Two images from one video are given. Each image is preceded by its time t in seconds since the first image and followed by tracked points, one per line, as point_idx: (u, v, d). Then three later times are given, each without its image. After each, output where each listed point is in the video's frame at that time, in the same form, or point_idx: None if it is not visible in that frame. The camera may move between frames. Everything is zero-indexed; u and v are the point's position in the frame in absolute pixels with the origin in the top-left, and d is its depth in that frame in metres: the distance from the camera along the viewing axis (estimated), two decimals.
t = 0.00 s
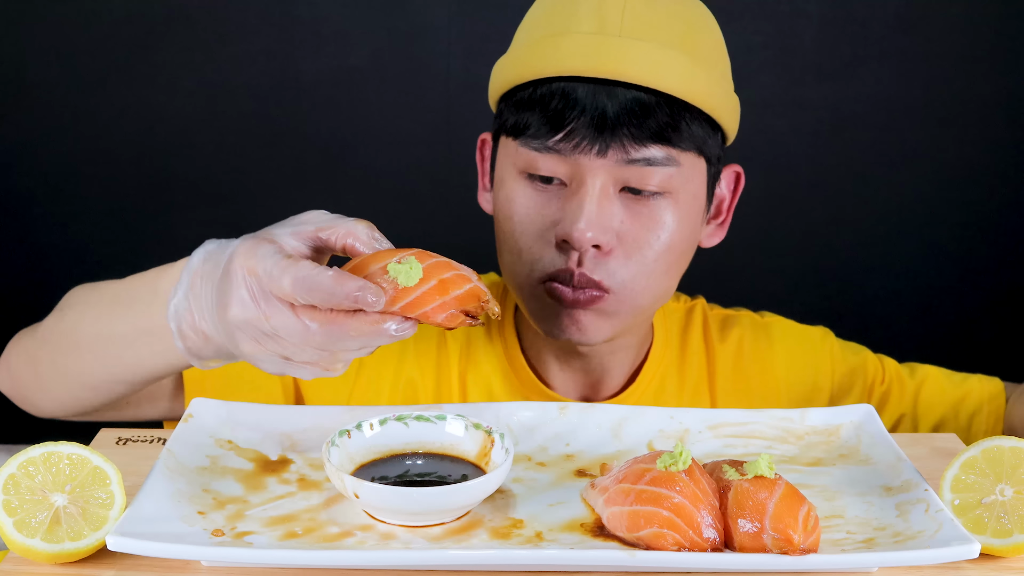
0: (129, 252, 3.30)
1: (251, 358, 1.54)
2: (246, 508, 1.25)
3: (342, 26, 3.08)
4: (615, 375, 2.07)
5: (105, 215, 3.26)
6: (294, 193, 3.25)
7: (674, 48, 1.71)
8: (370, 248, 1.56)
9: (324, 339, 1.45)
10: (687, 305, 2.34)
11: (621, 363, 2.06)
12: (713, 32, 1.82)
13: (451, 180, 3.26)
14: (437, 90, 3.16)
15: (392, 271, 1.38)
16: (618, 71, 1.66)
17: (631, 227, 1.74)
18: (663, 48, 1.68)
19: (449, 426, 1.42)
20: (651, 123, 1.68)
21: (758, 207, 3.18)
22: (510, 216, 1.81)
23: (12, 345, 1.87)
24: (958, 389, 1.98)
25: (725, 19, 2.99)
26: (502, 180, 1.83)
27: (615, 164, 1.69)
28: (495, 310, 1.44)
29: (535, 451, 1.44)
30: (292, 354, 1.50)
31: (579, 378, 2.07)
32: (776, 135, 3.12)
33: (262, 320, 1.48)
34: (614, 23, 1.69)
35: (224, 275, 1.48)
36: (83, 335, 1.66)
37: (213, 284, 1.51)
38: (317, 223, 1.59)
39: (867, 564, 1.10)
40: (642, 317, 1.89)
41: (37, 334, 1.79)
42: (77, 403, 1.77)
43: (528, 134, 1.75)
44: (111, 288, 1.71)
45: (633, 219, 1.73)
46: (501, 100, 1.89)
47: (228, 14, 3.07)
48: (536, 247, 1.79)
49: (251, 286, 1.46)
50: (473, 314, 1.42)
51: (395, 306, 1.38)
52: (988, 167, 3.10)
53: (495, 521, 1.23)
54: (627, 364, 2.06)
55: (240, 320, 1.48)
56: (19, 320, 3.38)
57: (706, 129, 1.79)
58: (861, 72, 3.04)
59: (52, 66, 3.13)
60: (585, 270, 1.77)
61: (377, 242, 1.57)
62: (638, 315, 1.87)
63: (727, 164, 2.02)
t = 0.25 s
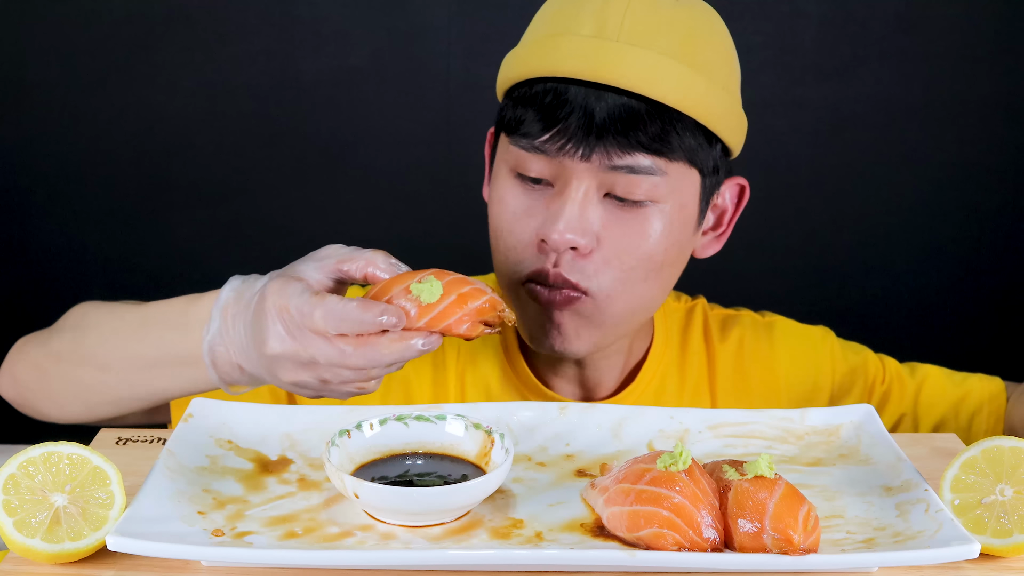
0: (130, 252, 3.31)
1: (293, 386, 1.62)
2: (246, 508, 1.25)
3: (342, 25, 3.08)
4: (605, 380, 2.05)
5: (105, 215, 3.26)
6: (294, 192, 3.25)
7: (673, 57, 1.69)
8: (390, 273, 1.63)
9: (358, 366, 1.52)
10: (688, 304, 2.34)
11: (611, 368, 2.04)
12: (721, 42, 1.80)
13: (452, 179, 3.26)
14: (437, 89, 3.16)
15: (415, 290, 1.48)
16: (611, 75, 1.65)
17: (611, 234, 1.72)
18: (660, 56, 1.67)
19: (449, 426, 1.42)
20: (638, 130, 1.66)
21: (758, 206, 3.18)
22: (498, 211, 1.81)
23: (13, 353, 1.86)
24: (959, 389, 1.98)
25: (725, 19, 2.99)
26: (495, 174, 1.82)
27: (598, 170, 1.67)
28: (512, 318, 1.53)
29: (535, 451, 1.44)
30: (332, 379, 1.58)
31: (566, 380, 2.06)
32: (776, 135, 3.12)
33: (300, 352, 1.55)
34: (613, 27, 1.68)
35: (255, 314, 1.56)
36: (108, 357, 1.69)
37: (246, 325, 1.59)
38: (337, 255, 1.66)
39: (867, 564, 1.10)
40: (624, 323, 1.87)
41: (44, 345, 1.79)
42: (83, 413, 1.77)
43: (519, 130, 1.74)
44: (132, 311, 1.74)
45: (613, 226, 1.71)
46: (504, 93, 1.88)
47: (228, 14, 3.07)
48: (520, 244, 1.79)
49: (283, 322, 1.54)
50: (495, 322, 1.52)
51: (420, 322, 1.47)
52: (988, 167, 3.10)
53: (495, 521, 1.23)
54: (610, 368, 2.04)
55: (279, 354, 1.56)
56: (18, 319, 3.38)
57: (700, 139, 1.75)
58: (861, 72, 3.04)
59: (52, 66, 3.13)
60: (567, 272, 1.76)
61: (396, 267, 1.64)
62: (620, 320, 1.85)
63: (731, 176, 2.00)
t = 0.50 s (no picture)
0: (129, 252, 3.31)
1: (310, 384, 1.64)
2: (246, 508, 1.25)
3: (342, 25, 3.08)
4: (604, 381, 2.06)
5: (105, 215, 3.26)
6: (294, 192, 3.25)
7: (668, 53, 1.69)
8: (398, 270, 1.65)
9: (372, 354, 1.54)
10: (688, 304, 2.33)
11: (613, 367, 2.05)
12: (722, 43, 1.80)
13: (451, 179, 3.26)
14: (437, 89, 3.16)
15: (423, 274, 1.50)
16: (603, 68, 1.65)
17: (597, 226, 1.70)
18: (654, 50, 1.67)
19: (449, 426, 1.41)
20: (627, 123, 1.65)
21: (758, 206, 3.18)
22: (490, 199, 1.80)
23: (17, 361, 1.89)
24: (959, 388, 1.98)
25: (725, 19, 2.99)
26: (493, 164, 1.82)
27: (588, 161, 1.66)
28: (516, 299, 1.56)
29: (535, 450, 1.44)
30: (347, 372, 1.60)
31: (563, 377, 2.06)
32: (776, 135, 3.12)
33: (314, 347, 1.58)
34: (611, 21, 1.68)
35: (269, 313, 1.59)
36: (118, 363, 1.72)
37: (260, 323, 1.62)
38: (346, 255, 1.69)
39: (867, 565, 1.10)
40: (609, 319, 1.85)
41: (51, 352, 1.82)
42: (87, 419, 1.79)
43: (516, 119, 1.74)
44: (140, 320, 1.78)
45: (599, 218, 1.70)
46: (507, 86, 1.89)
47: (228, 14, 3.07)
48: (507, 234, 1.77)
49: (297, 318, 1.57)
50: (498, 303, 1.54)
51: (429, 305, 1.49)
52: (988, 167, 3.10)
53: (495, 521, 1.23)
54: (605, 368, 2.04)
55: (295, 350, 1.59)
56: (18, 319, 3.38)
57: (694, 137, 1.75)
58: (861, 72, 3.04)
59: (52, 67, 3.13)
60: (551, 263, 1.74)
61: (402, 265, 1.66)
62: (605, 315, 1.84)
63: (732, 178, 2.00)
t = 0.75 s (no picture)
0: (129, 252, 3.31)
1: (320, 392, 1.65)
2: (246, 508, 1.25)
3: (342, 26, 3.08)
4: (604, 380, 2.06)
5: (105, 215, 3.26)
6: (294, 193, 3.25)
7: (660, 45, 1.69)
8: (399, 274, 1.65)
9: (380, 358, 1.54)
10: (688, 304, 2.33)
11: (614, 365, 2.05)
12: (716, 37, 1.80)
13: (451, 179, 3.26)
14: (437, 90, 3.16)
15: (426, 274, 1.51)
16: (593, 59, 1.65)
17: (589, 217, 1.70)
18: (644, 42, 1.67)
19: (449, 426, 1.41)
20: (618, 112, 1.65)
21: (758, 206, 3.18)
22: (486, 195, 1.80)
23: (19, 367, 1.89)
24: (959, 389, 1.98)
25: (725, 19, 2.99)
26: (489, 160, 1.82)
27: (578, 151, 1.66)
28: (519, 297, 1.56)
29: (535, 450, 1.44)
30: (357, 378, 1.60)
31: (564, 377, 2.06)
32: (776, 135, 3.12)
33: (322, 355, 1.58)
34: (602, 14, 1.69)
35: (275, 324, 1.60)
36: (122, 374, 1.74)
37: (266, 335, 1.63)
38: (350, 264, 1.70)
39: (867, 565, 1.10)
40: (604, 313, 1.84)
41: (53, 360, 1.83)
42: (92, 426, 1.81)
43: (508, 114, 1.74)
44: (144, 330, 1.79)
45: (591, 209, 1.70)
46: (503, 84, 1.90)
47: (229, 14, 3.07)
48: (502, 229, 1.77)
49: (304, 327, 1.58)
50: (500, 300, 1.54)
51: (432, 305, 1.50)
52: (988, 167, 3.10)
53: (495, 521, 1.23)
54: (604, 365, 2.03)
55: (304, 359, 1.59)
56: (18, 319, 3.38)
57: (685, 130, 1.75)
58: (861, 72, 3.04)
59: (52, 67, 3.13)
60: (545, 257, 1.73)
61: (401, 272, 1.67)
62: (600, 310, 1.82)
63: (727, 172, 1.99)
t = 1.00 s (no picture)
0: (129, 252, 3.31)
1: (323, 393, 1.64)
2: (246, 508, 1.25)
3: (342, 26, 3.08)
4: (606, 379, 2.06)
5: (105, 215, 3.26)
6: (294, 193, 3.25)
7: (652, 42, 1.69)
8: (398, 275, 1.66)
9: (381, 359, 1.54)
10: (688, 304, 2.33)
11: (614, 364, 2.04)
12: (708, 32, 1.80)
13: (451, 179, 3.26)
14: (437, 89, 3.16)
15: (423, 274, 1.51)
16: (584, 59, 1.65)
17: (588, 217, 1.70)
18: (635, 40, 1.67)
19: (449, 426, 1.41)
20: (614, 111, 1.66)
21: (758, 206, 3.18)
22: (484, 199, 1.80)
23: (19, 371, 1.89)
24: (958, 389, 1.98)
25: (725, 19, 2.99)
26: (484, 163, 1.82)
27: (576, 151, 1.66)
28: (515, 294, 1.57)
29: (535, 450, 1.44)
30: (358, 379, 1.60)
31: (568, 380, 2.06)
32: (776, 135, 3.12)
33: (322, 358, 1.58)
34: (592, 14, 1.69)
35: (274, 329, 1.60)
36: (124, 382, 1.74)
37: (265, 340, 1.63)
38: (347, 267, 1.70)
39: (867, 564, 1.10)
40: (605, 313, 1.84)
41: (54, 366, 1.83)
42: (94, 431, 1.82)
43: (504, 117, 1.74)
44: (144, 336, 1.79)
45: (590, 208, 1.70)
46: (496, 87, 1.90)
47: (229, 14, 3.07)
48: (500, 232, 1.77)
49: (304, 331, 1.58)
50: (496, 298, 1.54)
51: (431, 305, 1.50)
52: (988, 167, 3.10)
53: (495, 521, 1.23)
54: (605, 366, 2.03)
55: (305, 362, 1.59)
56: (18, 319, 3.38)
57: (681, 127, 1.75)
58: (861, 72, 3.04)
59: (52, 67, 3.13)
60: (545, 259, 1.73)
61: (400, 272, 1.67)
62: (601, 311, 1.82)
63: (723, 167, 1.99)
